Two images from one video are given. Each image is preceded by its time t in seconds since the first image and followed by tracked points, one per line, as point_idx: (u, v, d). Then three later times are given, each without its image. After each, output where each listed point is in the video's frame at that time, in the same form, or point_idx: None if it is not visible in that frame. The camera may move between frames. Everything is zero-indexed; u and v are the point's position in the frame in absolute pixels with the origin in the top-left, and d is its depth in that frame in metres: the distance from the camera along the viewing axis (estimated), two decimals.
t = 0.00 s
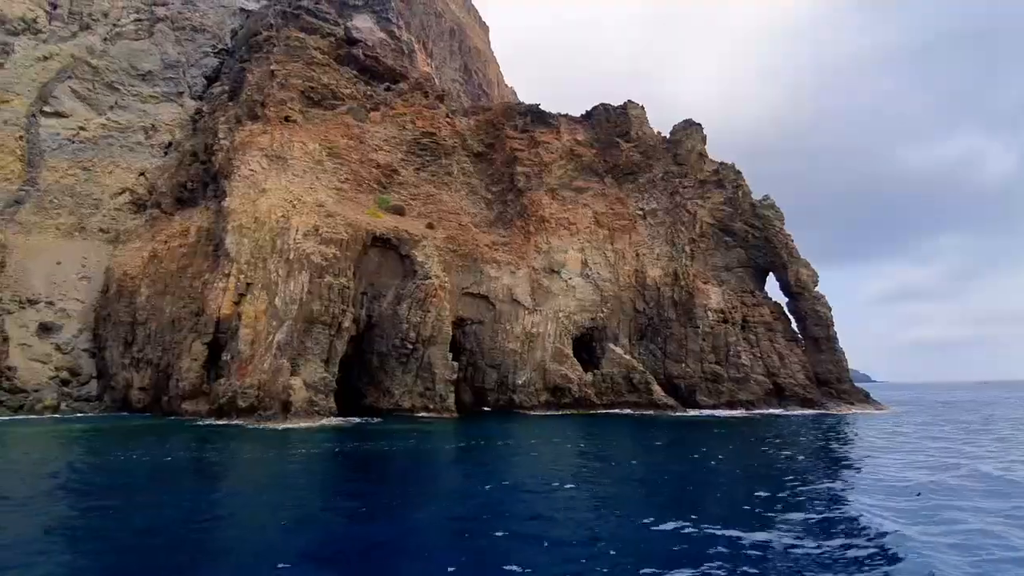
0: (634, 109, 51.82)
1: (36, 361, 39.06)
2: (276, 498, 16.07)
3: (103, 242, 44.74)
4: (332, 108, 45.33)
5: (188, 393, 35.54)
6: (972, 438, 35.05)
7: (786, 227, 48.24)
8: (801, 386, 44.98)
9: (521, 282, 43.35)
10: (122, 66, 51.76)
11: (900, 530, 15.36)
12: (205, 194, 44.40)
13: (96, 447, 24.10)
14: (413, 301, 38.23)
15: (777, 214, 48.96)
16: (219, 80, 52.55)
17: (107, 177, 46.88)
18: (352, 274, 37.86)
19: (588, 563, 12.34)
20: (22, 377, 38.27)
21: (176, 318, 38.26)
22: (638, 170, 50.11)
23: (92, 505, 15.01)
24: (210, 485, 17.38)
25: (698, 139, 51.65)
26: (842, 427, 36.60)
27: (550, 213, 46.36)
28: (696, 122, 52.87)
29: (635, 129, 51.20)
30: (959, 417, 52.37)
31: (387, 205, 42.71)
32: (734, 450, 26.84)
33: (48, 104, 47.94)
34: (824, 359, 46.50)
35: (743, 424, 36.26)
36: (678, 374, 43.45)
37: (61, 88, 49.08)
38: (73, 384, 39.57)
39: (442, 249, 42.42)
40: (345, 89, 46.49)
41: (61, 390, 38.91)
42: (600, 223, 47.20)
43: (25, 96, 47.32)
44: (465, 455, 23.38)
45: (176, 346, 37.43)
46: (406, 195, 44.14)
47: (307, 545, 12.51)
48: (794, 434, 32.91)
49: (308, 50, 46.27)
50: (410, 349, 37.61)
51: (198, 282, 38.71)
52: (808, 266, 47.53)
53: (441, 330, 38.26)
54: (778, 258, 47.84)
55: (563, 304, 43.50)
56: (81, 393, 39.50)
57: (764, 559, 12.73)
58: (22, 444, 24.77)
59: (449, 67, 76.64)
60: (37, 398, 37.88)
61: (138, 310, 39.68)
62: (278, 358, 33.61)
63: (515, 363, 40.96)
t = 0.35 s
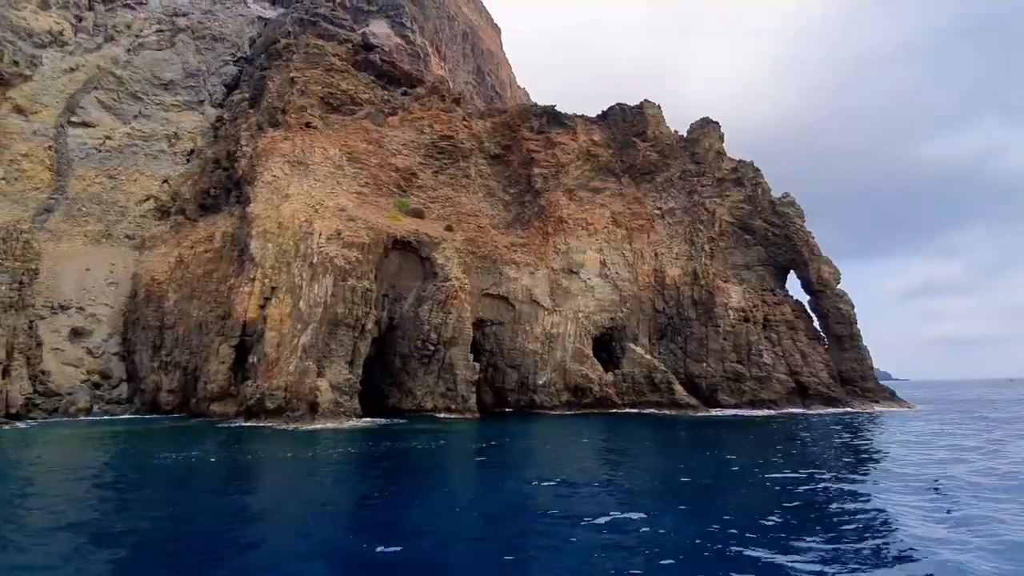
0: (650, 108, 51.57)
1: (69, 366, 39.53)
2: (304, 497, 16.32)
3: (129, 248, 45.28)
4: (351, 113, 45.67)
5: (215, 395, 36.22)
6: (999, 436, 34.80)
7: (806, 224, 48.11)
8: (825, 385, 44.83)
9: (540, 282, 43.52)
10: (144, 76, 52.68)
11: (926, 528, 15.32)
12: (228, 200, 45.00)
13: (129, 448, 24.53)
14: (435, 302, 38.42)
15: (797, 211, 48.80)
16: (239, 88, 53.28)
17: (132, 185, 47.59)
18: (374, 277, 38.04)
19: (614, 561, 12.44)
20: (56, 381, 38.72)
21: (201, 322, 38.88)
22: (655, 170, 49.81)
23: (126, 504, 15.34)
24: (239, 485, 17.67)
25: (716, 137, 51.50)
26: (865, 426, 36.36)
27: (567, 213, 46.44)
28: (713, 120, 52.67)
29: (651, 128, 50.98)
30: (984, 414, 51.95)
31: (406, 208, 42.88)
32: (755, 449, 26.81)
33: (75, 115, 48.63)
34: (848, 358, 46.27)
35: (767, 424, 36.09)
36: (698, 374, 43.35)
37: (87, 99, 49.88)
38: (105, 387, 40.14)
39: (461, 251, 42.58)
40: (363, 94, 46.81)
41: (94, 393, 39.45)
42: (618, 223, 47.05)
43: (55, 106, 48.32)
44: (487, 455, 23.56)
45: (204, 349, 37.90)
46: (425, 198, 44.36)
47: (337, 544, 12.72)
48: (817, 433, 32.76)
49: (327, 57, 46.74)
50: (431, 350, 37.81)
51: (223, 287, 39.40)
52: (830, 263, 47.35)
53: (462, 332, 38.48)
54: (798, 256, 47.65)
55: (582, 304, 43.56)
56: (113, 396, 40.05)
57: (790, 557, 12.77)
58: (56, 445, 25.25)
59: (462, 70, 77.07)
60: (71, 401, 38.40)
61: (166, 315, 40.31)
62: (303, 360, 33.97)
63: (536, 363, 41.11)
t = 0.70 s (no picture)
0: (670, 106, 51.50)
1: (106, 369, 40.17)
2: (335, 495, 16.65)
3: (160, 255, 46.01)
4: (374, 118, 45.99)
5: (249, 397, 36.82)
6: None
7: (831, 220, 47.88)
8: (854, 383, 44.61)
9: (564, 283, 43.61)
10: (171, 86, 53.55)
11: (955, 526, 15.26)
12: (256, 206, 45.63)
13: (166, 448, 25.07)
14: (460, 304, 38.71)
15: (822, 207, 48.51)
16: (263, 95, 54.07)
17: (162, 193, 48.39)
18: (400, 279, 38.43)
19: (642, 560, 12.60)
20: (95, 385, 39.38)
21: (234, 325, 39.79)
22: (677, 168, 49.57)
23: (164, 502, 15.77)
24: (272, 484, 18.03)
25: (739, 133, 51.08)
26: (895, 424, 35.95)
27: (590, 213, 46.48)
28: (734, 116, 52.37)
29: (672, 127, 50.86)
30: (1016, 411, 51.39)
31: (430, 211, 43.27)
32: (781, 447, 26.75)
33: (107, 126, 49.43)
34: (878, 355, 45.98)
35: (795, 422, 35.94)
36: (724, 372, 43.14)
37: (118, 109, 50.66)
38: (141, 390, 40.74)
39: (485, 252, 42.72)
40: (386, 99, 47.11)
41: (131, 395, 39.98)
42: (640, 222, 47.04)
43: (87, 117, 48.99)
44: (514, 454, 23.75)
45: (236, 352, 39.00)
46: (448, 200, 44.63)
47: (370, 541, 13.01)
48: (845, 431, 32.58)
49: (350, 64, 47.28)
50: (457, 351, 38.09)
51: (254, 291, 40.03)
52: (857, 260, 47.10)
53: (487, 333, 38.70)
54: (825, 252, 47.31)
55: (605, 304, 43.53)
56: (149, 398, 40.49)
57: (818, 556, 12.86)
58: (95, 447, 25.82)
59: (479, 71, 77.44)
60: (110, 403, 38.81)
61: (198, 318, 40.92)
62: (333, 362, 34.55)
63: (560, 363, 41.18)
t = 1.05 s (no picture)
0: (687, 108, 51.36)
1: (134, 374, 40.70)
2: (358, 497, 16.91)
3: (183, 262, 46.49)
4: (392, 125, 46.20)
5: (274, 400, 37.26)
6: None
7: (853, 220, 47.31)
8: (880, 385, 44.26)
9: (582, 286, 43.67)
10: (194, 97, 54.25)
11: (970, 525, 15.35)
12: (277, 213, 46.07)
13: (194, 452, 25.48)
14: (480, 307, 38.81)
15: (843, 207, 48.09)
16: (281, 105, 54.77)
17: (185, 202, 49.05)
18: (421, 284, 38.68)
19: (663, 559, 12.73)
20: (124, 390, 39.96)
21: (258, 330, 40.33)
22: (695, 170, 49.41)
23: (192, 506, 16.08)
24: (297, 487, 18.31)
25: (756, 134, 50.70)
26: (921, 426, 35.62)
27: (607, 217, 46.54)
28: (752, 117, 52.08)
29: (689, 129, 50.72)
30: None
31: (448, 216, 43.32)
32: (803, 449, 26.71)
33: (132, 136, 50.15)
34: (903, 357, 45.72)
35: (819, 424, 35.80)
36: (746, 374, 42.86)
37: (142, 121, 51.38)
38: (167, 395, 41.25)
39: (504, 257, 42.90)
40: (403, 106, 47.17)
41: (159, 401, 40.63)
42: (658, 225, 47.03)
43: (108, 129, 49.16)
44: (535, 457, 23.87)
45: (261, 357, 39.56)
46: (467, 205, 44.75)
47: (393, 543, 13.21)
48: (868, 433, 32.44)
49: (368, 72, 47.61)
50: (477, 355, 38.25)
51: (277, 297, 40.43)
52: (880, 260, 46.71)
53: (507, 336, 38.89)
54: (848, 253, 46.70)
55: (624, 307, 43.56)
56: (175, 403, 41.09)
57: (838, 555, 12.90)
58: (126, 451, 26.27)
59: (491, 76, 77.84)
60: (139, 408, 39.66)
61: (223, 324, 41.48)
62: (357, 366, 34.94)
63: (580, 366, 41.25)
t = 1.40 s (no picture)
0: (703, 111, 51.43)
1: (160, 380, 41.26)
2: (383, 499, 17.23)
3: (205, 269, 46.95)
4: (410, 132, 46.52)
5: (296, 405, 37.32)
6: None
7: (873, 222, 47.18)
8: (905, 387, 43.89)
9: (601, 289, 43.67)
10: (214, 108, 54.96)
11: (991, 526, 15.36)
12: (297, 220, 46.40)
13: (219, 456, 25.88)
14: (500, 312, 39.10)
15: (863, 208, 47.80)
16: (299, 114, 55.44)
17: (206, 211, 49.64)
18: (441, 290, 38.69)
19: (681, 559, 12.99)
20: (149, 395, 40.42)
21: (280, 336, 40.61)
22: (712, 172, 49.19)
23: (221, 508, 16.45)
24: (322, 489, 18.69)
25: (774, 136, 50.87)
26: (946, 428, 35.30)
27: (624, 220, 46.55)
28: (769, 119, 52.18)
29: (706, 131, 50.61)
30: None
31: (467, 222, 43.48)
32: (825, 452, 26.70)
33: (155, 147, 50.93)
34: (929, 359, 45.34)
35: (843, 427, 35.55)
36: (767, 377, 42.60)
37: (165, 132, 52.11)
38: (192, 400, 41.68)
39: (522, 261, 42.95)
40: (420, 113, 47.52)
41: (184, 405, 41.01)
42: (676, 228, 46.88)
43: (132, 139, 50.08)
44: (557, 460, 24.04)
45: (283, 362, 39.80)
46: (485, 211, 44.91)
47: (418, 543, 13.53)
48: (892, 436, 32.25)
49: (385, 81, 48.08)
50: (497, 359, 38.33)
51: (299, 302, 40.74)
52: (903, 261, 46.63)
53: (527, 339, 39.12)
54: (868, 254, 46.58)
55: (643, 310, 43.50)
56: (199, 408, 41.59)
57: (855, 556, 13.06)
58: (154, 454, 26.75)
59: (504, 82, 78.09)
60: (165, 412, 39.88)
61: (246, 330, 42.00)
62: (379, 370, 35.20)
63: (599, 370, 41.17)
